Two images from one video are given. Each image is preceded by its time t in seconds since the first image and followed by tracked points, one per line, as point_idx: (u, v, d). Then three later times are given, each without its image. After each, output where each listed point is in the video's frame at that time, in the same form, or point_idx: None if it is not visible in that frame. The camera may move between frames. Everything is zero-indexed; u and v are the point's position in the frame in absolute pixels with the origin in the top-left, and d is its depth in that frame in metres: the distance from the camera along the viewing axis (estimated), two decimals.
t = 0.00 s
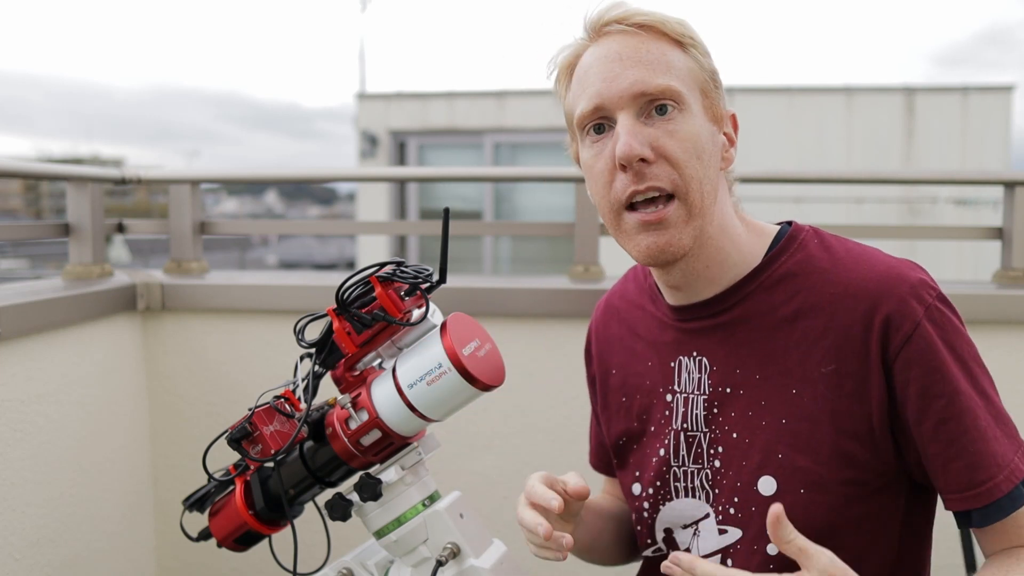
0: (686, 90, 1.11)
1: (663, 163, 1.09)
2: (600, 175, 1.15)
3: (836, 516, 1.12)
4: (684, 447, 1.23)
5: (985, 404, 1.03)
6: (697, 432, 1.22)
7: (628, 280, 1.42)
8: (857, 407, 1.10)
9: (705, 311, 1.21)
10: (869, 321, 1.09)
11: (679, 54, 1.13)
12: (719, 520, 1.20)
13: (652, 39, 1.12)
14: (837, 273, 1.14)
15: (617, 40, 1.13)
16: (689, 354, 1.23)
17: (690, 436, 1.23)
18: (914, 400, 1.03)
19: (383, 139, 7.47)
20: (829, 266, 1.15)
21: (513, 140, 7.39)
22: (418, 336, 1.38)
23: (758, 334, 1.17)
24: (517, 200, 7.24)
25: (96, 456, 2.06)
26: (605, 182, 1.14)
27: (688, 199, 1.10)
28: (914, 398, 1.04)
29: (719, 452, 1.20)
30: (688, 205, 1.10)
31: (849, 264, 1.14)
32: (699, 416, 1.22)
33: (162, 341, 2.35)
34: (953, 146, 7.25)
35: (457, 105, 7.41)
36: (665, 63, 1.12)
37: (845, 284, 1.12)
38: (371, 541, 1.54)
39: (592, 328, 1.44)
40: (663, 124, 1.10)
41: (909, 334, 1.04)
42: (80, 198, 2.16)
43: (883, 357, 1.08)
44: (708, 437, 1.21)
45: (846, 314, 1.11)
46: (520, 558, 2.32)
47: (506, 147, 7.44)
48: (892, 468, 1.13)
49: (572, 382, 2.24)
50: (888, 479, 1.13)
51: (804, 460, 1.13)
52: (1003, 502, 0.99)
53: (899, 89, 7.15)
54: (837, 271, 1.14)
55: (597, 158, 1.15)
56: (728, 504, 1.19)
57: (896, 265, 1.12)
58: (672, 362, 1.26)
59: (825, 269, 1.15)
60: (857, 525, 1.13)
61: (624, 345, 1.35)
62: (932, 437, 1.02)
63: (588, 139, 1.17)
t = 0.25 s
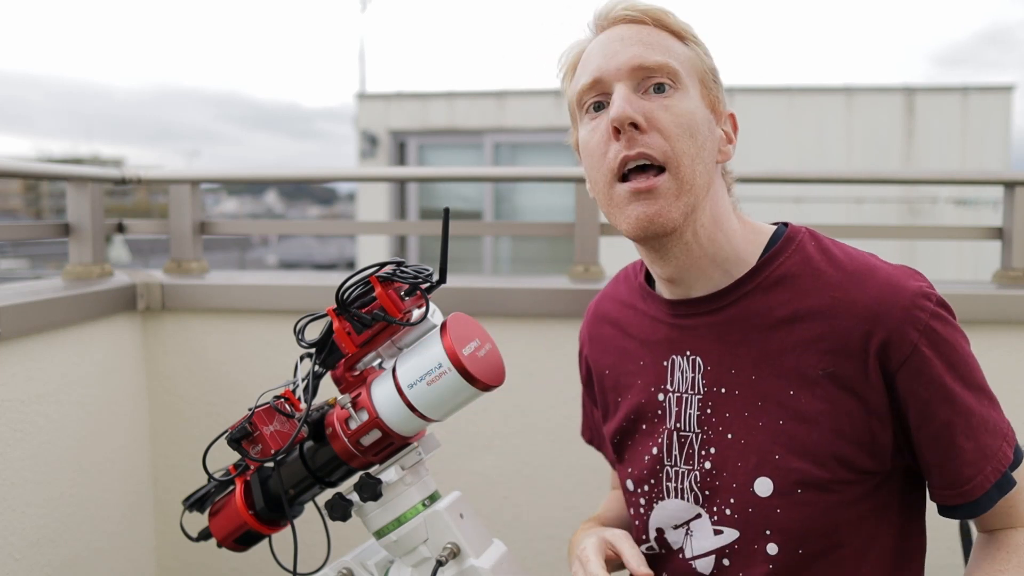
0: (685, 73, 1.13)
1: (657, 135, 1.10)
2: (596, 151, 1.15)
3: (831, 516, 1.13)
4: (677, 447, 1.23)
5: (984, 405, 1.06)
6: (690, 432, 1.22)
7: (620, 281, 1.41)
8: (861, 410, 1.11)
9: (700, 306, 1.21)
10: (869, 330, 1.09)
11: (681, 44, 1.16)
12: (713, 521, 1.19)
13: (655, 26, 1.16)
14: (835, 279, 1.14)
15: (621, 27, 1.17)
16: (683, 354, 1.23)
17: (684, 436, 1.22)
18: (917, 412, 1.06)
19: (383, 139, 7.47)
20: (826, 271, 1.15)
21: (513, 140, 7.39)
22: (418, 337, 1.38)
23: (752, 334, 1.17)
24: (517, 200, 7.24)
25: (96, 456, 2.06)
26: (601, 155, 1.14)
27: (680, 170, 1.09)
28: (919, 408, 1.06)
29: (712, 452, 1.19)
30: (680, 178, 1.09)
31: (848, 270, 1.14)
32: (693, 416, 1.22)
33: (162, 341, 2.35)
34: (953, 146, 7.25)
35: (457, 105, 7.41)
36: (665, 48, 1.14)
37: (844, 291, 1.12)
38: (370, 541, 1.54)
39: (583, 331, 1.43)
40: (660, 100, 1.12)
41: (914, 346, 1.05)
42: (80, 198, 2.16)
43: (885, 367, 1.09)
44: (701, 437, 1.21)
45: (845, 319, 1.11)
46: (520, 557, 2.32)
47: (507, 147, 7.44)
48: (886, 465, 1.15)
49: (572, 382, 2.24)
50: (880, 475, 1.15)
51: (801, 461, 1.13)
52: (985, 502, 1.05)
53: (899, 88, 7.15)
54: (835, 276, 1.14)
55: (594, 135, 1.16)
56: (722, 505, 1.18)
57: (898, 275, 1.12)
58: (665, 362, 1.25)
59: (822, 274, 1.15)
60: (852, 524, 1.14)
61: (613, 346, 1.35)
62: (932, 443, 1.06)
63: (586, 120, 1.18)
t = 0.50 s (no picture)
0: (675, 99, 1.10)
1: (659, 181, 1.09)
2: (598, 194, 1.15)
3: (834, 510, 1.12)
4: (683, 444, 1.24)
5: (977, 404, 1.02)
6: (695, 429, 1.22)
7: (627, 281, 1.42)
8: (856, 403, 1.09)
9: (704, 308, 1.21)
10: (866, 320, 1.08)
11: (665, 62, 1.11)
12: (717, 517, 1.20)
13: (637, 51, 1.10)
14: (836, 272, 1.14)
15: (601, 57, 1.11)
16: (687, 352, 1.23)
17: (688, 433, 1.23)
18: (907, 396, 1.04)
19: (383, 139, 7.47)
20: (828, 264, 1.15)
21: (513, 140, 7.39)
22: (418, 337, 1.38)
23: (756, 332, 1.17)
24: (517, 200, 7.24)
25: (96, 456, 2.06)
26: (604, 200, 1.14)
27: (686, 213, 1.10)
28: (910, 392, 1.03)
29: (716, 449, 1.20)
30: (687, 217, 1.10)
31: (848, 263, 1.14)
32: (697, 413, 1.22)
33: (162, 341, 2.35)
34: (953, 146, 7.25)
35: (457, 105, 7.41)
36: (651, 74, 1.10)
37: (843, 283, 1.12)
38: (370, 541, 1.54)
39: (590, 330, 1.44)
40: (655, 137, 1.09)
41: (906, 327, 1.04)
42: (80, 198, 2.16)
43: (880, 355, 1.07)
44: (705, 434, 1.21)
45: (844, 310, 1.11)
46: (520, 557, 2.32)
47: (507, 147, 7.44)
48: (887, 462, 1.12)
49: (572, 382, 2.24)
50: (883, 472, 1.13)
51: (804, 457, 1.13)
52: (988, 503, 0.98)
53: (899, 89, 7.15)
54: (836, 269, 1.14)
55: (593, 177, 1.15)
56: (725, 501, 1.19)
57: (896, 266, 1.11)
58: (669, 360, 1.26)
59: (824, 268, 1.15)
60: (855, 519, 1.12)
61: (620, 345, 1.35)
62: (921, 433, 1.03)
63: (582, 156, 1.16)
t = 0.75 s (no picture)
0: (672, 112, 1.09)
1: (653, 196, 1.09)
2: (592, 204, 1.15)
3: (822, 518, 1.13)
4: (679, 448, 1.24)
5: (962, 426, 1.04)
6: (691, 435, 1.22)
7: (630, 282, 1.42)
8: (855, 415, 1.09)
9: (704, 314, 1.21)
10: (868, 333, 1.08)
11: (663, 72, 1.10)
12: (711, 523, 1.20)
13: (635, 62, 1.09)
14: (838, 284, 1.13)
15: (598, 68, 1.11)
16: (686, 357, 1.24)
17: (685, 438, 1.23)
18: (903, 416, 1.05)
19: (383, 139, 7.47)
20: (831, 275, 1.14)
21: (513, 140, 7.39)
22: (418, 337, 1.38)
23: (755, 339, 1.17)
24: (517, 200, 7.24)
25: (96, 456, 2.06)
26: (599, 211, 1.14)
27: (680, 229, 1.10)
28: (907, 413, 1.04)
29: (713, 455, 1.20)
30: (679, 233, 1.10)
31: (850, 275, 1.13)
32: (695, 418, 1.22)
33: (162, 341, 2.35)
34: (953, 146, 7.25)
35: (457, 105, 7.41)
36: (649, 84, 1.09)
37: (846, 295, 1.12)
38: (370, 541, 1.54)
39: (593, 329, 1.44)
40: (650, 151, 1.09)
41: (908, 351, 1.04)
42: (80, 198, 2.16)
43: (878, 370, 1.07)
44: (702, 440, 1.21)
45: (846, 324, 1.10)
46: (520, 557, 2.32)
47: (507, 147, 7.45)
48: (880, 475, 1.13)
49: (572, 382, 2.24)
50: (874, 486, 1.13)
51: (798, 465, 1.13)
52: (952, 525, 1.01)
53: (899, 89, 7.15)
54: (839, 280, 1.14)
55: (589, 187, 1.15)
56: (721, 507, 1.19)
57: (898, 279, 1.11)
58: (668, 364, 1.26)
59: (828, 278, 1.14)
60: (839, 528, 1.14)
61: (622, 347, 1.35)
62: (911, 450, 1.05)
63: (578, 165, 1.16)
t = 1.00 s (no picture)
0: (672, 124, 1.09)
1: (655, 213, 1.09)
2: (593, 219, 1.15)
3: (830, 522, 1.13)
4: (681, 452, 1.23)
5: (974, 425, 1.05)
6: (694, 438, 1.22)
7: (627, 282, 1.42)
8: (862, 417, 1.10)
9: (706, 317, 1.21)
10: (873, 336, 1.08)
11: (663, 82, 1.08)
12: (716, 526, 1.20)
13: (633, 75, 1.07)
14: (841, 286, 1.14)
15: (596, 82, 1.09)
16: (688, 360, 1.23)
17: (687, 441, 1.23)
18: (915, 416, 1.05)
19: (383, 139, 7.47)
20: (834, 277, 1.15)
21: (512, 140, 7.40)
22: (418, 337, 1.38)
23: (758, 342, 1.17)
24: (517, 200, 7.24)
25: (96, 456, 2.05)
26: (599, 225, 1.14)
27: (682, 244, 1.11)
28: (915, 413, 1.05)
29: (716, 458, 1.20)
30: (681, 247, 1.11)
31: (853, 277, 1.14)
32: (697, 421, 1.22)
33: (162, 341, 2.35)
34: (953, 146, 7.25)
35: (457, 105, 7.41)
36: (649, 98, 1.08)
37: (850, 297, 1.12)
38: (371, 541, 1.54)
39: (589, 331, 1.43)
40: (652, 166, 1.09)
41: (914, 351, 1.05)
42: (80, 198, 2.16)
43: (885, 371, 1.08)
44: (704, 443, 1.21)
45: (851, 325, 1.11)
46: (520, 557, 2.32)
47: (506, 147, 7.45)
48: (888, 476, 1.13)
49: (572, 382, 2.24)
50: (881, 488, 1.14)
51: (804, 469, 1.13)
52: (978, 523, 1.03)
53: (899, 89, 7.15)
54: (841, 282, 1.14)
55: (589, 202, 1.14)
56: (725, 510, 1.19)
57: (901, 281, 1.11)
58: (669, 367, 1.26)
59: (831, 280, 1.15)
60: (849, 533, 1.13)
61: (621, 349, 1.35)
62: (923, 450, 1.05)
63: (576, 179, 1.15)
